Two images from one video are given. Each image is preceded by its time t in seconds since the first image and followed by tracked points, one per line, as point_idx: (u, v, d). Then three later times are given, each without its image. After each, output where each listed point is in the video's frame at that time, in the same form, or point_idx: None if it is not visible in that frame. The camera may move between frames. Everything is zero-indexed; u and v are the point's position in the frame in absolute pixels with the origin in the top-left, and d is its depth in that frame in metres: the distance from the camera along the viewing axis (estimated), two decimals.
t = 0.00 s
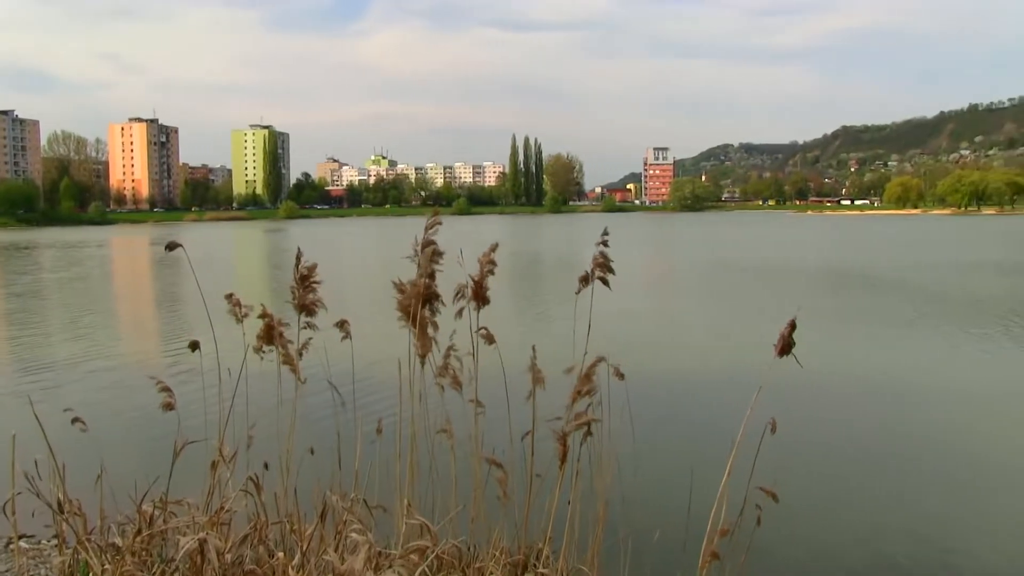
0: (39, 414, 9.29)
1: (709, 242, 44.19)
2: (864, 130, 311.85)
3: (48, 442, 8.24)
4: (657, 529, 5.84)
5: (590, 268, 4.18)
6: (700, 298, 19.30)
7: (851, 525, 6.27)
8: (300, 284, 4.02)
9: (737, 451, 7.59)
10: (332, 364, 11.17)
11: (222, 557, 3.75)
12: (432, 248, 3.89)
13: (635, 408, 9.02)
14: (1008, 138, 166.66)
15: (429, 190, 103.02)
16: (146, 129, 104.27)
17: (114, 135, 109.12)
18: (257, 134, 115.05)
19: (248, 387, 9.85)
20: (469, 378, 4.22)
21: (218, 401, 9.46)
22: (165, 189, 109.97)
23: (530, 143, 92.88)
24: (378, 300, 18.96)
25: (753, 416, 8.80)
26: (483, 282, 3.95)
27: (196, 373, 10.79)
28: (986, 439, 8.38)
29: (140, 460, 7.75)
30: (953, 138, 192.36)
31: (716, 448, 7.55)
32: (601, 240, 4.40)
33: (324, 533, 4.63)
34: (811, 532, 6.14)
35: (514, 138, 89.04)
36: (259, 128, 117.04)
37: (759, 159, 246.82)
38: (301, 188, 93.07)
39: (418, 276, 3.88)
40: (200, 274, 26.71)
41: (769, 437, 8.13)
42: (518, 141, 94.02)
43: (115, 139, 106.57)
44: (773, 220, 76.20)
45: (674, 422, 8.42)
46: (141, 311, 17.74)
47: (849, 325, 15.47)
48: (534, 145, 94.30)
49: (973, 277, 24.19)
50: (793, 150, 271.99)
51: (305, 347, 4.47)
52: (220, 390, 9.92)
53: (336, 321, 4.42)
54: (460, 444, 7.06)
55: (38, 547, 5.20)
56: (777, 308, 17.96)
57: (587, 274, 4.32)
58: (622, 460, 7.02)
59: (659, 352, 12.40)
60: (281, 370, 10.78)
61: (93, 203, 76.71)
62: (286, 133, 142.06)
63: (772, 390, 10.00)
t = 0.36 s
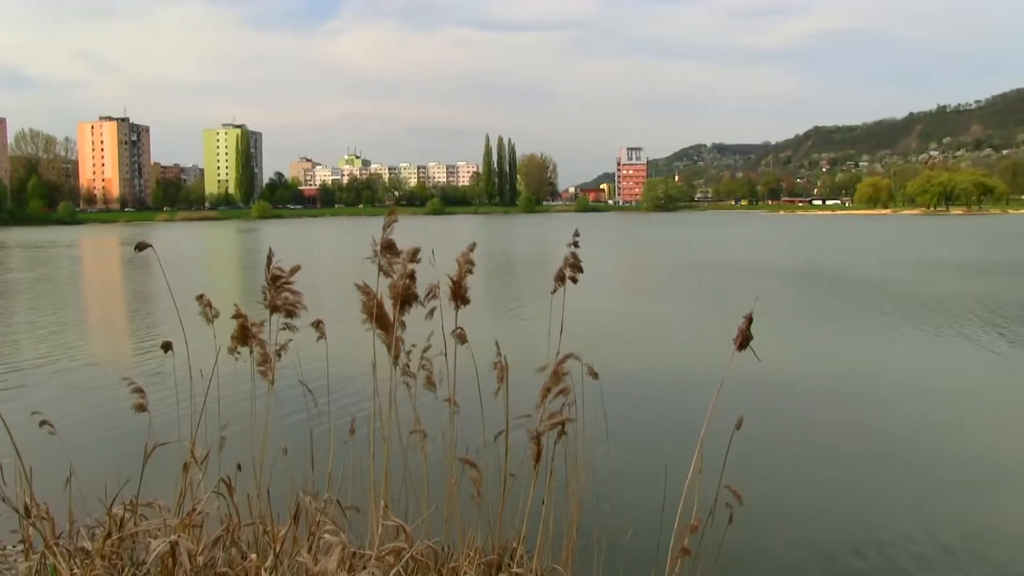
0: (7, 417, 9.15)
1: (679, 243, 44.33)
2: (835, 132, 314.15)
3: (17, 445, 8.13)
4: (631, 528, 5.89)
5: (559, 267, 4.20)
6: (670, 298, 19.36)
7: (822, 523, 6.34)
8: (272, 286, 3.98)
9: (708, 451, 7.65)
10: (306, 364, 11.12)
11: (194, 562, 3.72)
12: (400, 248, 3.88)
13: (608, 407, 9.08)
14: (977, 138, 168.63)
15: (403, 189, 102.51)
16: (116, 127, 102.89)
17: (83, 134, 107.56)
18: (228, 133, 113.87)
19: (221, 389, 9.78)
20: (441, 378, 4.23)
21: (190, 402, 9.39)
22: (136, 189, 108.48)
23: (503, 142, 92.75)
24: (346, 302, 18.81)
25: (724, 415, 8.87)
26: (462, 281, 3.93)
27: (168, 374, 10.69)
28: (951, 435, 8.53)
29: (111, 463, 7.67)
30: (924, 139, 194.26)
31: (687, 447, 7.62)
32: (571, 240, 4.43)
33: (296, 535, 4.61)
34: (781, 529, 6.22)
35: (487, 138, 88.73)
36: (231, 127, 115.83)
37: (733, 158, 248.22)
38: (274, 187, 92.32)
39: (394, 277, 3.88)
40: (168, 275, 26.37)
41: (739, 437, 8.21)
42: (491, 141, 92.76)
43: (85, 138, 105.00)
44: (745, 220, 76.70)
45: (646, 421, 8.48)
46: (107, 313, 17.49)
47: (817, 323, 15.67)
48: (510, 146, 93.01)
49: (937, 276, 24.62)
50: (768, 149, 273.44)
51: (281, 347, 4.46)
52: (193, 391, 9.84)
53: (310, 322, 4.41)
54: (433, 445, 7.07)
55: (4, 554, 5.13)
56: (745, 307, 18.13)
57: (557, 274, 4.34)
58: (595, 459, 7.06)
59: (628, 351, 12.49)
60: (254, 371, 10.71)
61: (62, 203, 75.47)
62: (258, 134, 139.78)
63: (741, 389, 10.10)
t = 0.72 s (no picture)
0: None
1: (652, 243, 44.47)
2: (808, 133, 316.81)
3: None
4: (606, 528, 5.91)
5: (530, 265, 4.20)
6: (645, 298, 19.38)
7: (802, 522, 6.36)
8: (245, 285, 3.93)
9: (682, 450, 7.69)
10: (278, 366, 11.05)
11: (166, 564, 3.67)
12: (373, 249, 3.86)
13: (582, 407, 9.10)
14: (946, 140, 171.09)
15: (377, 190, 101.98)
16: (87, 126, 101.68)
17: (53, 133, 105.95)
18: (201, 134, 112.61)
19: (194, 391, 9.68)
20: (416, 378, 4.21)
21: (161, 405, 9.28)
22: (107, 189, 107.05)
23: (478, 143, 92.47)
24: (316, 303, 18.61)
25: (697, 415, 8.91)
26: (454, 284, 3.84)
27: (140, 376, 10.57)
28: (926, 434, 8.62)
29: (83, 466, 7.58)
30: (894, 140, 196.56)
31: (661, 447, 7.65)
32: (540, 238, 4.44)
33: (269, 537, 4.57)
34: (757, 527, 6.27)
35: (462, 138, 88.42)
36: (203, 127, 114.37)
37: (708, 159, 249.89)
38: (248, 187, 91.49)
39: (379, 278, 3.86)
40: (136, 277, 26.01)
41: (713, 436, 8.24)
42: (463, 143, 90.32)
43: (55, 137, 103.52)
44: (717, 220, 77.22)
45: (620, 420, 8.51)
46: (74, 315, 17.19)
47: (788, 322, 15.84)
48: (483, 148, 91.17)
49: (906, 275, 24.99)
50: (743, 149, 275.30)
51: (258, 349, 4.41)
52: (164, 393, 9.74)
53: (282, 322, 4.37)
54: (406, 447, 7.06)
55: None
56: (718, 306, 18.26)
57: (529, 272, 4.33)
58: (569, 459, 7.08)
59: (602, 351, 12.52)
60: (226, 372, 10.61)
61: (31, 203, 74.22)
62: (232, 134, 138.02)
63: (714, 389, 10.16)
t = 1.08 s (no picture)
0: None
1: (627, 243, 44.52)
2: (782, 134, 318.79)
3: None
4: (582, 527, 5.93)
5: (502, 263, 4.19)
6: (621, 298, 19.37)
7: (784, 522, 6.39)
8: (224, 285, 3.94)
9: (658, 449, 7.73)
10: (251, 367, 10.97)
11: (139, 567, 3.62)
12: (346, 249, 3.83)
13: (557, 406, 9.12)
14: (916, 141, 173.15)
15: (352, 189, 101.45)
16: (57, 125, 100.28)
17: (23, 132, 104.24)
18: (174, 132, 111.32)
19: (167, 394, 9.55)
20: (392, 378, 4.19)
21: (134, 407, 9.19)
22: (76, 188, 105.28)
23: (454, 142, 92.20)
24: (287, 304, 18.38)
25: (672, 414, 8.95)
26: (439, 285, 3.82)
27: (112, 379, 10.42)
28: (905, 432, 8.70)
29: (54, 470, 7.47)
30: (867, 140, 198.48)
31: (637, 446, 7.69)
32: (511, 237, 4.46)
33: (243, 539, 4.53)
34: (732, 525, 6.33)
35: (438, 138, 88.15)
36: (177, 126, 113.07)
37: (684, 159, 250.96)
38: (222, 186, 90.61)
39: (364, 280, 3.82)
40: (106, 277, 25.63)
41: (688, 435, 8.28)
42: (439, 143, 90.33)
43: (25, 136, 101.89)
44: (692, 220, 77.56)
45: (597, 419, 8.53)
46: (44, 316, 16.91)
47: (763, 321, 15.94)
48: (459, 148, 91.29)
49: (878, 274, 25.29)
50: (718, 149, 276.75)
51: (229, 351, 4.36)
52: (136, 395, 9.64)
53: (255, 322, 4.33)
54: (381, 448, 7.04)
55: None
56: (692, 305, 18.33)
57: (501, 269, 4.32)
58: (544, 459, 7.09)
59: (577, 350, 12.54)
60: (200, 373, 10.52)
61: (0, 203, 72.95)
62: (205, 133, 136.60)
63: (690, 388, 10.20)
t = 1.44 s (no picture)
0: None
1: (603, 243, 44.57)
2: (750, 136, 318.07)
3: None
4: (559, 527, 5.94)
5: (478, 262, 4.17)
6: (599, 298, 19.38)
7: (766, 522, 6.41)
8: (201, 285, 3.90)
9: (636, 449, 7.75)
10: (227, 368, 10.91)
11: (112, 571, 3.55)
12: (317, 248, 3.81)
13: (534, 407, 9.13)
14: (890, 142, 174.85)
15: (330, 189, 100.99)
16: (28, 123, 99.63)
17: None
18: (148, 132, 110.38)
19: (142, 396, 9.43)
20: (368, 378, 4.15)
21: (107, 410, 9.09)
22: (49, 188, 104.25)
23: (431, 143, 91.97)
24: (261, 305, 18.23)
25: (650, 413, 8.99)
26: (415, 284, 3.79)
27: (86, 380, 10.27)
28: (884, 431, 8.77)
29: (27, 474, 7.36)
30: (842, 142, 200.31)
31: (616, 445, 7.69)
32: (488, 237, 4.43)
33: (217, 542, 4.46)
34: (713, 525, 6.36)
35: (415, 138, 87.86)
36: (151, 126, 112.06)
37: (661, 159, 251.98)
38: (198, 186, 89.85)
39: (345, 281, 3.80)
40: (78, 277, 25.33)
41: (666, 435, 8.31)
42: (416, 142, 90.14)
43: None
44: (667, 220, 77.83)
45: (574, 419, 8.55)
46: (17, 316, 16.69)
47: (740, 321, 16.02)
48: (436, 148, 91.19)
49: (853, 274, 25.51)
50: (696, 149, 278.08)
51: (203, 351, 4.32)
52: (110, 397, 9.54)
53: (231, 322, 4.29)
54: (357, 448, 7.02)
55: None
56: (668, 305, 18.37)
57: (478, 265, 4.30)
58: (521, 459, 7.09)
59: (555, 350, 12.54)
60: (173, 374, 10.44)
61: None
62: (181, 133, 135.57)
63: (668, 387, 10.24)
